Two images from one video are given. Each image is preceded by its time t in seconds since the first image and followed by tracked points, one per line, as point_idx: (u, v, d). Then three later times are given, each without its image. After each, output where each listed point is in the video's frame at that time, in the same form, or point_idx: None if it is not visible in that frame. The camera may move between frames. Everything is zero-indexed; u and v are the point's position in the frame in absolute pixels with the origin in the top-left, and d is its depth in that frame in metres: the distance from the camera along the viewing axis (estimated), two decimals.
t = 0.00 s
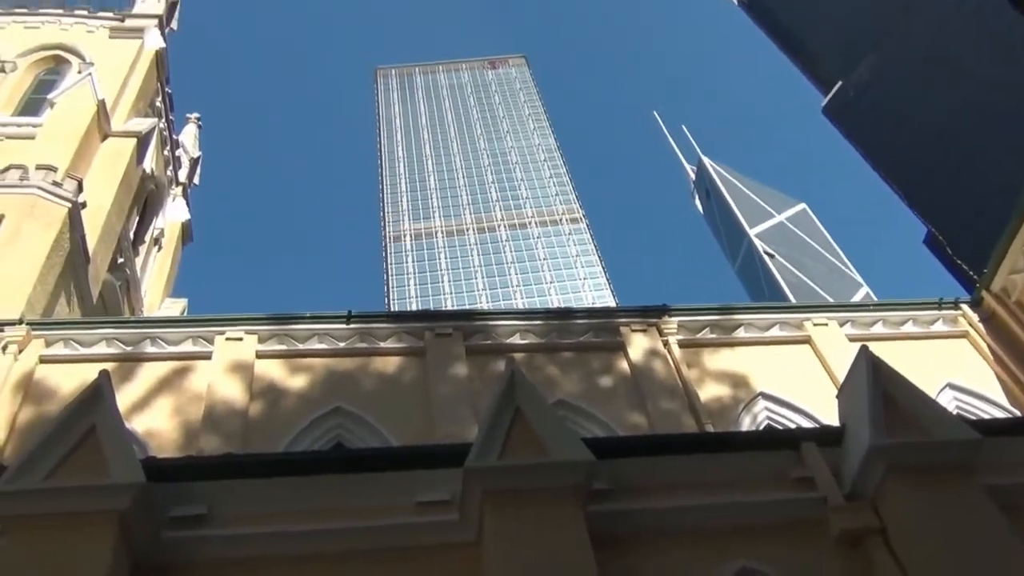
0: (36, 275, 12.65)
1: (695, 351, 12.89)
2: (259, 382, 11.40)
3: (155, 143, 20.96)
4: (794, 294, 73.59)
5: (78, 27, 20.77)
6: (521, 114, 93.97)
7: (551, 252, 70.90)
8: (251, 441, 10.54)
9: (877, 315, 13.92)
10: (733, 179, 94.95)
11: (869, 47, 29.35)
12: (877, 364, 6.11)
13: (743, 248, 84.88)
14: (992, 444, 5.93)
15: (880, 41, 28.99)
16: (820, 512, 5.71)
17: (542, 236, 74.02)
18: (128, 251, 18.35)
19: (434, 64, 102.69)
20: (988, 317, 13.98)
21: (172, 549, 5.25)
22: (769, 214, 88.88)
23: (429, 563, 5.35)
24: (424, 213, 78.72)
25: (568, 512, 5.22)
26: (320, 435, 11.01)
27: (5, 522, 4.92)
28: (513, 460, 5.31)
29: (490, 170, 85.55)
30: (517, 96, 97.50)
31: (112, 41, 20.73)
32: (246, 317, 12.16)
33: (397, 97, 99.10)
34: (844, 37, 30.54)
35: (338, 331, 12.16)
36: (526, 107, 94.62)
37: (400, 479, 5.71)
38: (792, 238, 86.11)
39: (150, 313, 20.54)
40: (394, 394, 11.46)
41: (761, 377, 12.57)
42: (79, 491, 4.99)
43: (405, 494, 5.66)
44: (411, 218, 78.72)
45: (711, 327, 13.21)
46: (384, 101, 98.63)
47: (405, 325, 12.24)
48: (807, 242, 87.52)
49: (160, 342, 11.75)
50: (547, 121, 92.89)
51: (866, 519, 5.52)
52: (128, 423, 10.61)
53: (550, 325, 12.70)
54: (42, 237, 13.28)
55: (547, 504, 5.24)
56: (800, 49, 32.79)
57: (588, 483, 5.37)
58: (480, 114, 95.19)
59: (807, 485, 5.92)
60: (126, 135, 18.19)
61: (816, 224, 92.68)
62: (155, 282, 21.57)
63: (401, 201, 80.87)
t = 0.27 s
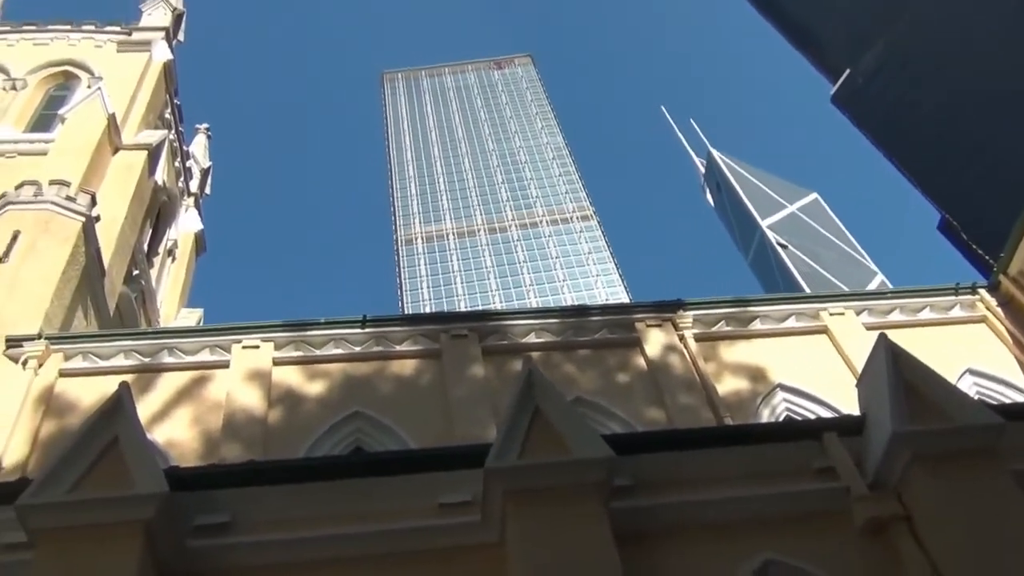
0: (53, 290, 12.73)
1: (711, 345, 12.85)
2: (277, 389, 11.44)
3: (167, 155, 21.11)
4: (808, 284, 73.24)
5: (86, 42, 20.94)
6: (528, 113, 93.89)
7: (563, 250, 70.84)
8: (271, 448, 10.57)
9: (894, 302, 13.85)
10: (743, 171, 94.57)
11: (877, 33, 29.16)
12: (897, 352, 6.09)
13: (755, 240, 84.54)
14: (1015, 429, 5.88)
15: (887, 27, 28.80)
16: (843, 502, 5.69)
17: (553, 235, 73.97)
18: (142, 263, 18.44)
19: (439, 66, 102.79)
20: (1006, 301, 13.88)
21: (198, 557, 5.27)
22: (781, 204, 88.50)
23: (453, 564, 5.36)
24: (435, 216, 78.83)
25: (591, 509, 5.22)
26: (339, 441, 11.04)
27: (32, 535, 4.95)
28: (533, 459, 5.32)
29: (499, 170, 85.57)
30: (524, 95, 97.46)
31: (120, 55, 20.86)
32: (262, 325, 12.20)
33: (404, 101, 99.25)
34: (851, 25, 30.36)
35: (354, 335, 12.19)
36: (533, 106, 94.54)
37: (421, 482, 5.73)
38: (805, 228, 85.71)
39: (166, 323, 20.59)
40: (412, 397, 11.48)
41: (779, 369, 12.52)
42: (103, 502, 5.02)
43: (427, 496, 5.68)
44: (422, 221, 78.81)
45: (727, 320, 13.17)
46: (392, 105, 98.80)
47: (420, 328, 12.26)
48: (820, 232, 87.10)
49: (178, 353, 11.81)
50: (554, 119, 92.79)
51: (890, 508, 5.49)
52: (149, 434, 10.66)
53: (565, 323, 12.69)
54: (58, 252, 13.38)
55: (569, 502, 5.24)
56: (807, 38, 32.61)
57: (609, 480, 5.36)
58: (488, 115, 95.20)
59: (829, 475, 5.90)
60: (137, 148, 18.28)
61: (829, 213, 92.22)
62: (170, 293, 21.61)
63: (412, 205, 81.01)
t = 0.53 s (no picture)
0: (71, 305, 12.83)
1: (729, 339, 12.81)
2: (296, 396, 11.48)
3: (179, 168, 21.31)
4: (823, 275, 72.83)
5: (95, 58, 21.10)
6: (536, 113, 93.82)
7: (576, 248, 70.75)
8: (292, 455, 10.60)
9: (911, 290, 13.76)
10: (754, 163, 94.18)
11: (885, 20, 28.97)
12: (915, 340, 6.06)
13: (768, 232, 84.15)
14: None
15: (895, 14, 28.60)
16: (868, 492, 5.67)
17: (565, 234, 73.89)
18: (158, 275, 18.53)
19: (446, 69, 102.92)
20: None
21: (224, 566, 5.30)
22: (793, 196, 88.06)
23: (479, 565, 5.37)
24: (447, 219, 78.92)
25: (613, 507, 5.22)
26: (359, 446, 11.06)
27: (59, 548, 4.99)
28: (554, 458, 5.31)
29: (510, 171, 85.57)
30: (532, 95, 97.44)
31: (130, 69, 21.00)
32: (279, 333, 12.23)
33: (413, 105, 99.45)
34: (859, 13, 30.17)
35: (370, 341, 12.22)
36: (541, 106, 94.46)
37: (443, 485, 5.75)
38: (818, 219, 85.25)
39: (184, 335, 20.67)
40: (431, 400, 11.49)
41: (797, 361, 12.45)
42: (128, 514, 5.05)
43: (450, 499, 5.69)
44: (434, 224, 78.91)
45: (743, 313, 13.12)
46: (400, 109, 99.00)
47: (437, 331, 12.28)
48: (834, 222, 86.60)
49: (197, 363, 11.86)
50: (563, 118, 92.68)
51: (916, 497, 5.45)
52: (171, 444, 10.73)
53: (580, 322, 12.68)
54: (75, 267, 13.47)
55: (592, 500, 5.24)
56: (815, 28, 32.44)
57: (631, 477, 5.35)
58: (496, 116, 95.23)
59: (852, 466, 5.87)
60: (149, 162, 18.38)
61: (842, 203, 91.69)
62: (186, 303, 21.68)
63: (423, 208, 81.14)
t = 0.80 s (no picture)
0: (87, 316, 12.91)
1: (743, 333, 12.78)
2: (313, 401, 11.52)
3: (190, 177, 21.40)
4: (836, 266, 72.46)
5: (104, 71, 21.23)
6: (544, 112, 93.79)
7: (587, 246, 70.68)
8: (310, 460, 10.62)
9: (926, 279, 13.68)
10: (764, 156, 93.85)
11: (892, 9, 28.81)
12: (933, 329, 6.03)
13: (780, 225, 83.81)
14: None
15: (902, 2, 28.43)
16: (889, 483, 5.64)
17: (576, 232, 73.83)
18: (172, 284, 18.62)
19: (452, 71, 103.04)
20: None
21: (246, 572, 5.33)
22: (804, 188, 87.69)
23: (501, 566, 5.37)
24: (457, 221, 79.01)
25: (633, 505, 5.21)
26: (376, 450, 11.08)
27: (83, 559, 5.02)
28: (571, 457, 5.31)
29: (519, 171, 85.58)
30: (539, 95, 97.42)
31: (139, 81, 21.11)
32: (294, 338, 12.27)
33: (420, 109, 99.63)
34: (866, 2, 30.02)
35: (385, 344, 12.24)
36: (548, 105, 94.43)
37: (462, 486, 5.75)
38: (830, 210, 84.86)
39: (199, 343, 20.75)
40: (447, 402, 11.50)
41: (813, 354, 12.40)
42: (150, 523, 5.08)
43: (469, 500, 5.70)
44: (445, 226, 79.01)
45: (757, 307, 13.08)
46: (408, 113, 99.19)
47: (451, 333, 12.30)
48: (846, 212, 86.19)
49: (213, 371, 11.90)
50: (570, 117, 92.61)
51: (938, 487, 5.43)
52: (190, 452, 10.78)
53: (594, 320, 12.67)
54: (90, 278, 13.56)
55: (612, 498, 5.23)
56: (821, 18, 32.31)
57: (650, 474, 5.35)
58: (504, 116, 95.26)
59: (872, 457, 5.84)
60: (160, 172, 18.47)
61: (853, 193, 91.23)
62: (200, 312, 21.75)
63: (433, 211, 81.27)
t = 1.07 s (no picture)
0: (107, 328, 13.02)
1: (761, 325, 12.73)
2: (333, 406, 11.56)
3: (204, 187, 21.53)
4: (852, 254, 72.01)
5: (116, 84, 21.39)
6: (553, 110, 93.68)
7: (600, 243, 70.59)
8: (333, 465, 10.66)
9: (945, 265, 13.58)
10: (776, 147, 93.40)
11: None
12: (954, 315, 5.98)
13: (794, 215, 83.39)
14: None
15: None
16: (915, 472, 5.61)
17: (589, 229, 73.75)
18: (190, 294, 18.73)
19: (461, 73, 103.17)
20: None
21: None
22: (817, 177, 87.20)
23: (527, 565, 5.38)
24: (470, 222, 79.12)
25: (657, 502, 5.19)
26: (398, 453, 11.11)
27: (112, 569, 5.06)
28: (595, 455, 5.31)
29: (530, 170, 85.58)
30: (548, 93, 97.37)
31: (151, 93, 21.25)
32: (312, 344, 12.31)
33: (430, 111, 99.84)
34: None
35: (403, 347, 12.27)
36: (557, 102, 94.32)
37: (486, 487, 5.76)
38: (844, 198, 84.35)
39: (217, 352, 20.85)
40: (466, 403, 11.51)
41: (833, 343, 12.33)
42: (178, 532, 5.11)
43: (493, 500, 5.71)
44: (458, 228, 79.12)
45: (775, 299, 13.03)
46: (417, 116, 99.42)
47: (468, 334, 12.31)
48: (860, 200, 85.66)
49: (233, 379, 11.97)
50: (580, 114, 92.48)
51: (964, 475, 5.39)
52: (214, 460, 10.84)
53: (611, 316, 12.65)
54: (109, 290, 13.66)
55: (636, 495, 5.22)
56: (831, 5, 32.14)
57: (674, 469, 5.34)
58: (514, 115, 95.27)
59: (897, 446, 5.81)
60: (174, 183, 18.58)
61: (867, 181, 90.64)
62: (219, 320, 21.86)
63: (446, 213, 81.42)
